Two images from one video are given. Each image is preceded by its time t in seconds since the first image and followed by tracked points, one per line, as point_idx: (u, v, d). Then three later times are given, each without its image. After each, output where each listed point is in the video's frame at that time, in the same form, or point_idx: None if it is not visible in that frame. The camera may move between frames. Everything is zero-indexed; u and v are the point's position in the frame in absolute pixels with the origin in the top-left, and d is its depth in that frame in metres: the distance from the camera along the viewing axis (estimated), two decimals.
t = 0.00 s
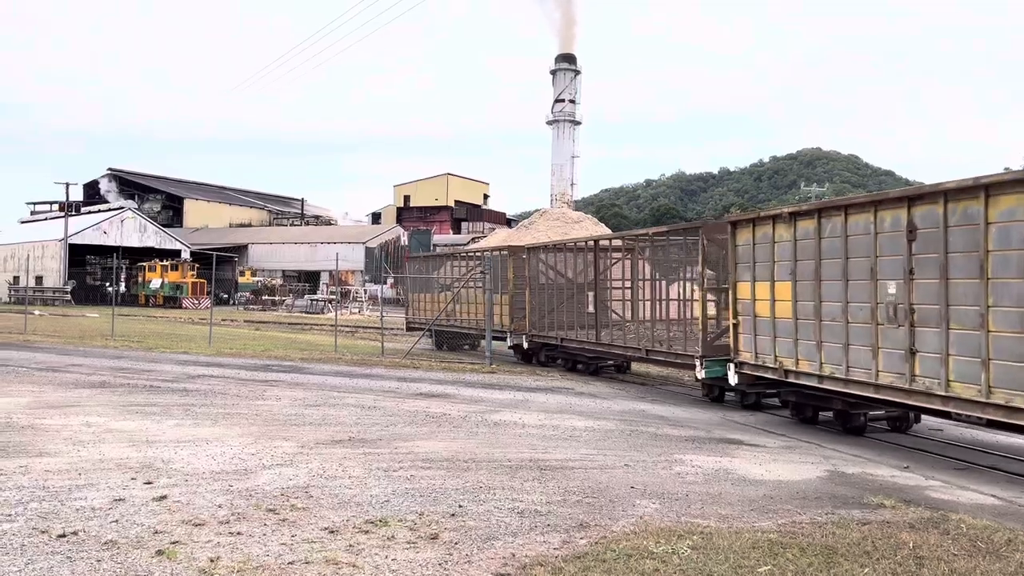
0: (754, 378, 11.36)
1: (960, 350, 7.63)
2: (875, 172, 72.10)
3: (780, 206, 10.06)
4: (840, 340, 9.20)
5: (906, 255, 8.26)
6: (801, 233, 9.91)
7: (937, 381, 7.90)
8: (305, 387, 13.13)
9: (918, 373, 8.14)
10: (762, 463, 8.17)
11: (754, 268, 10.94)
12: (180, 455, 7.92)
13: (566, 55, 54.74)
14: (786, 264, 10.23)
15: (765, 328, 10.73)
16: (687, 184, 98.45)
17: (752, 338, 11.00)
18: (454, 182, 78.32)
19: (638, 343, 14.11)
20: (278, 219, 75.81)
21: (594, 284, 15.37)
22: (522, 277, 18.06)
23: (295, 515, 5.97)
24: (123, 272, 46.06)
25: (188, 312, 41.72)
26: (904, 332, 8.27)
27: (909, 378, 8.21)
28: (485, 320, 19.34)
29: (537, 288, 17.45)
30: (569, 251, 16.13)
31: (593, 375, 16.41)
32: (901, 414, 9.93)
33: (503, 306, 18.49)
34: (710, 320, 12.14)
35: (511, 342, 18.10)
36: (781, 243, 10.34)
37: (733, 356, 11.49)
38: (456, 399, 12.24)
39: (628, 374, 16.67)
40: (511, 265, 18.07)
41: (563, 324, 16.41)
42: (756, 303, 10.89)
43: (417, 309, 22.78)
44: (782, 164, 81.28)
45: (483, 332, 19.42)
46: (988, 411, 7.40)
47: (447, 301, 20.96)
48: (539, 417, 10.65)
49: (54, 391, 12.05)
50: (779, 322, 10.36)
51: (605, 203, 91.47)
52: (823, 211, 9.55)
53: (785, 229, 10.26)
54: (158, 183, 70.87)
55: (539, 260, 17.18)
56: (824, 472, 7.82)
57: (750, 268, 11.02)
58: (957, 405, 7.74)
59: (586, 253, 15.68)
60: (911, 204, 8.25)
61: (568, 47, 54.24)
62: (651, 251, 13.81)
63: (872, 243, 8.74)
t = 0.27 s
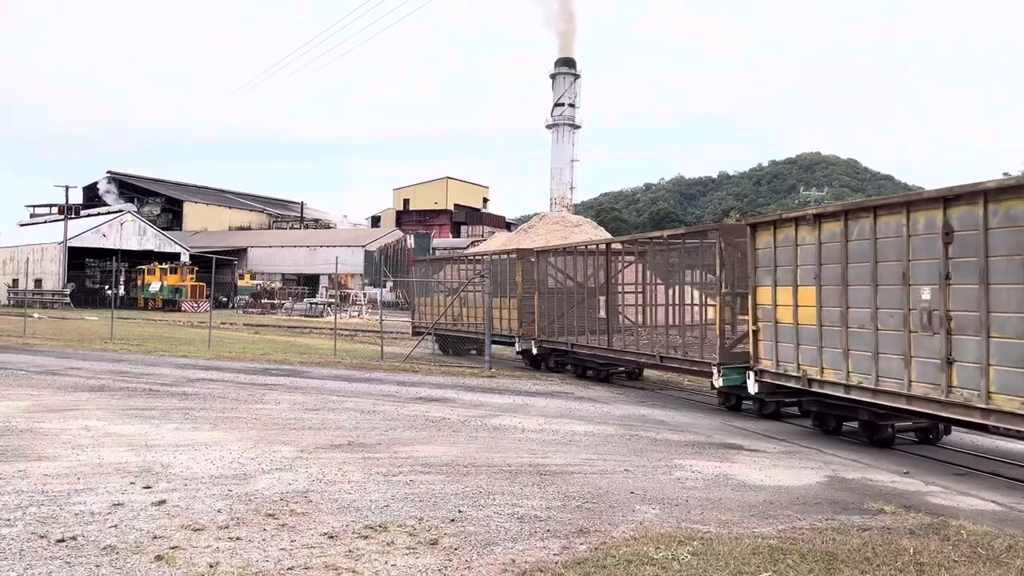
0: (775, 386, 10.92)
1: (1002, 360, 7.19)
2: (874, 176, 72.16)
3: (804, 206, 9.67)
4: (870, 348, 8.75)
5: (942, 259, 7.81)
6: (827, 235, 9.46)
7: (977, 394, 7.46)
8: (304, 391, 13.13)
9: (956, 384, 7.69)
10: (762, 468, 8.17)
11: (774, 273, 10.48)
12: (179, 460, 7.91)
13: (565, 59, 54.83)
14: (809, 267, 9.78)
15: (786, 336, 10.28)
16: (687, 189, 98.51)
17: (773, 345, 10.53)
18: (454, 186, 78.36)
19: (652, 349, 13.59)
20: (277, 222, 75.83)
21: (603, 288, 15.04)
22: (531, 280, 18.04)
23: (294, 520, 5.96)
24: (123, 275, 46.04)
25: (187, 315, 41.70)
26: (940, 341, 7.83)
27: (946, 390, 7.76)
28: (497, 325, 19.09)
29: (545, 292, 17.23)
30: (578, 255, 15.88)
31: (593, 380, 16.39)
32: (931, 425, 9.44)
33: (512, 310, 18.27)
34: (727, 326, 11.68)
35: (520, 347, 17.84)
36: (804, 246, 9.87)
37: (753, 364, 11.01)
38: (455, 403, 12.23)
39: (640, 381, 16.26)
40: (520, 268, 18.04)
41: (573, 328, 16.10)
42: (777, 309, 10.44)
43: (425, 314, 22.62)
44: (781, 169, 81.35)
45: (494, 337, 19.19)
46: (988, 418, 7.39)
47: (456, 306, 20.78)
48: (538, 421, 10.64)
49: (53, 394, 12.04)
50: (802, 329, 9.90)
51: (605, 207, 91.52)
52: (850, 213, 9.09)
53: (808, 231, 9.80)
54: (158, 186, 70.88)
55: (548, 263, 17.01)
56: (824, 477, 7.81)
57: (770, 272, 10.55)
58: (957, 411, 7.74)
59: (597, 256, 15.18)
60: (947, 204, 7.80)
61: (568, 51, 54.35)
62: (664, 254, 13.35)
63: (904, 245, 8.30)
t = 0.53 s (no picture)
0: (793, 396, 10.51)
1: None
2: (870, 182, 72.36)
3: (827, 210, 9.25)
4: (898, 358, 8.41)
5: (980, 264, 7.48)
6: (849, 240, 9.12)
7: (1017, 408, 7.14)
8: (300, 397, 13.10)
9: (994, 395, 7.36)
10: (759, 474, 8.16)
11: (792, 279, 10.11)
12: (176, 466, 7.87)
13: (561, 64, 54.94)
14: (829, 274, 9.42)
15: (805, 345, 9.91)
16: (683, 194, 98.65)
17: (792, 354, 10.13)
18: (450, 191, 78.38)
19: (664, 357, 13.34)
20: (274, 227, 75.77)
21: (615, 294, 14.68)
22: (537, 287, 17.54)
23: (291, 527, 5.93)
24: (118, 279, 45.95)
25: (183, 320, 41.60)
26: (976, 351, 7.51)
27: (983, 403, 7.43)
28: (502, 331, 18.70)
29: (552, 297, 16.81)
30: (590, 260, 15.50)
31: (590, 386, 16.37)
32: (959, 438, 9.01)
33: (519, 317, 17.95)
34: (743, 334, 11.32)
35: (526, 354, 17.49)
36: (825, 250, 9.48)
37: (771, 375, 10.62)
38: (452, 409, 12.21)
39: (651, 390, 15.87)
40: (526, 274, 17.60)
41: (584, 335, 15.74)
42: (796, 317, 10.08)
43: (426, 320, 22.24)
44: (777, 174, 81.54)
45: (496, 342, 18.79)
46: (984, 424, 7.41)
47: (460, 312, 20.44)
48: (535, 427, 10.63)
49: (48, 400, 11.99)
50: (823, 338, 9.54)
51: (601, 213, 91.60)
52: (876, 216, 8.73)
53: (830, 235, 9.41)
54: (154, 191, 70.77)
55: (555, 268, 16.60)
56: (821, 484, 7.81)
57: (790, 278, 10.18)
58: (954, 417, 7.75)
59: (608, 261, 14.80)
60: (984, 207, 7.48)
61: (564, 57, 54.50)
62: (677, 258, 12.91)
63: (936, 251, 7.97)
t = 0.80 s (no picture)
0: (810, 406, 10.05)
1: None
2: (862, 189, 72.62)
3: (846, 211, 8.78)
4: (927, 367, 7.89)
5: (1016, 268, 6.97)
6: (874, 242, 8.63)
7: None
8: (294, 404, 13.04)
9: None
10: (753, 481, 8.17)
11: (812, 284, 9.63)
12: (168, 474, 7.82)
13: (555, 71, 55.01)
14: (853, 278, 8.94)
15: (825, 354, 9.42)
16: (676, 201, 98.86)
17: (810, 363, 9.69)
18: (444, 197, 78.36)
19: (673, 366, 12.77)
20: (267, 233, 75.61)
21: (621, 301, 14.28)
22: (541, 293, 17.29)
23: (284, 535, 5.89)
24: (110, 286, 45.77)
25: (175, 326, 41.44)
26: (1013, 361, 7.00)
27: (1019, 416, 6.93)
28: (504, 337, 18.41)
29: (556, 304, 16.49)
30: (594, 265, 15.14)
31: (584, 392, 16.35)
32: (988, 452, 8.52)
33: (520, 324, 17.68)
34: (755, 341, 10.82)
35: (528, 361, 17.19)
36: (847, 254, 9.06)
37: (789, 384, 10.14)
38: (445, 415, 12.18)
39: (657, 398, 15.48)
40: (528, 279, 17.37)
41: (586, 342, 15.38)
42: (816, 324, 9.59)
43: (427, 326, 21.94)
44: (770, 180, 81.78)
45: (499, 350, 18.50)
46: (977, 430, 7.43)
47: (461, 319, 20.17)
48: (529, 434, 10.61)
49: (39, 407, 11.92)
50: (846, 346, 9.05)
51: (594, 219, 91.74)
52: (901, 217, 8.26)
53: (853, 238, 8.96)
54: (146, 197, 70.56)
55: (558, 274, 16.26)
56: (815, 490, 7.81)
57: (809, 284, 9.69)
58: (946, 423, 7.76)
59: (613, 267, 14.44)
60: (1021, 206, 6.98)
61: (557, 64, 54.63)
62: (685, 262, 12.39)
63: (967, 254, 7.48)
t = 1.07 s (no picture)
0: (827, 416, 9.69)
1: None
2: (851, 194, 72.97)
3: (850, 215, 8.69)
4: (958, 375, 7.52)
5: None
6: (897, 244, 8.28)
7: None
8: (283, 411, 12.96)
9: None
10: (746, 486, 8.15)
11: (829, 288, 9.26)
12: (155, 483, 7.74)
13: (545, 77, 55.10)
14: (874, 282, 8.58)
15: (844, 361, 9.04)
16: (667, 206, 99.06)
17: (827, 371, 9.33)
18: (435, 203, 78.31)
19: (681, 373, 12.43)
20: (257, 239, 75.35)
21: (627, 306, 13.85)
22: (541, 298, 16.93)
23: (273, 545, 5.83)
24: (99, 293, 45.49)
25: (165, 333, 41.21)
26: None
27: None
28: (503, 343, 17.99)
29: (559, 310, 16.15)
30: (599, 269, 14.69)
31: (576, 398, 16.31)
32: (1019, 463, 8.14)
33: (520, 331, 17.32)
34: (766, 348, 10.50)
35: (529, 369, 16.89)
36: (867, 257, 8.71)
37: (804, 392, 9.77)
38: (436, 422, 12.13)
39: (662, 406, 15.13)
40: (530, 285, 16.95)
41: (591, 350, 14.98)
42: (834, 329, 9.21)
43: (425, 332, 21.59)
44: (760, 186, 82.08)
45: (500, 356, 18.17)
46: (968, 434, 7.44)
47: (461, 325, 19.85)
48: (520, 440, 10.57)
49: (24, 416, 11.79)
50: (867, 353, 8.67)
51: (585, 225, 91.91)
52: (926, 218, 7.93)
53: (872, 240, 8.63)
54: (135, 204, 70.27)
55: (561, 279, 15.92)
56: (808, 495, 7.80)
57: (826, 288, 9.32)
58: (937, 428, 7.78)
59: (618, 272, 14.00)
60: None
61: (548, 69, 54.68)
62: (694, 266, 11.99)
63: (999, 256, 7.13)
